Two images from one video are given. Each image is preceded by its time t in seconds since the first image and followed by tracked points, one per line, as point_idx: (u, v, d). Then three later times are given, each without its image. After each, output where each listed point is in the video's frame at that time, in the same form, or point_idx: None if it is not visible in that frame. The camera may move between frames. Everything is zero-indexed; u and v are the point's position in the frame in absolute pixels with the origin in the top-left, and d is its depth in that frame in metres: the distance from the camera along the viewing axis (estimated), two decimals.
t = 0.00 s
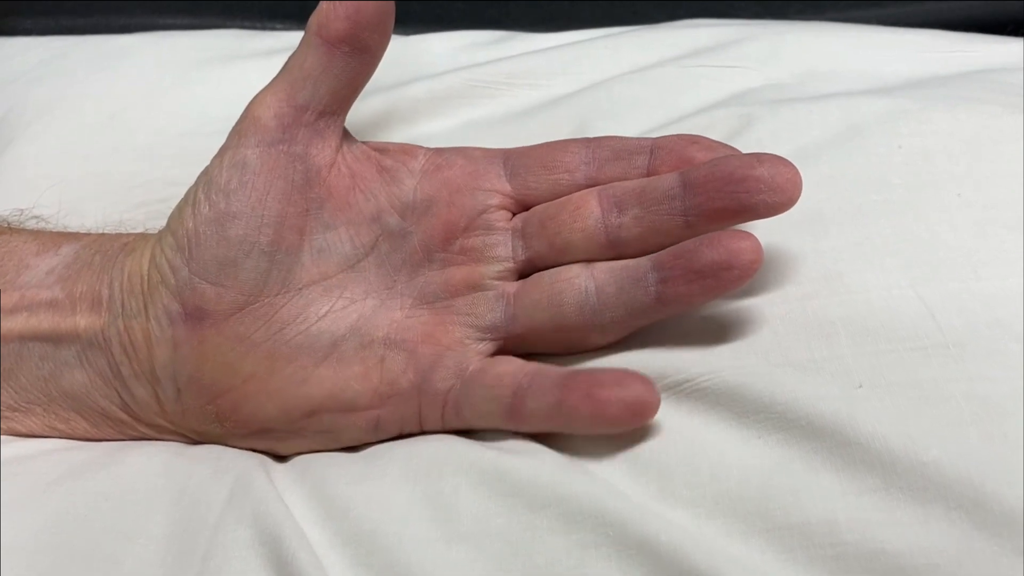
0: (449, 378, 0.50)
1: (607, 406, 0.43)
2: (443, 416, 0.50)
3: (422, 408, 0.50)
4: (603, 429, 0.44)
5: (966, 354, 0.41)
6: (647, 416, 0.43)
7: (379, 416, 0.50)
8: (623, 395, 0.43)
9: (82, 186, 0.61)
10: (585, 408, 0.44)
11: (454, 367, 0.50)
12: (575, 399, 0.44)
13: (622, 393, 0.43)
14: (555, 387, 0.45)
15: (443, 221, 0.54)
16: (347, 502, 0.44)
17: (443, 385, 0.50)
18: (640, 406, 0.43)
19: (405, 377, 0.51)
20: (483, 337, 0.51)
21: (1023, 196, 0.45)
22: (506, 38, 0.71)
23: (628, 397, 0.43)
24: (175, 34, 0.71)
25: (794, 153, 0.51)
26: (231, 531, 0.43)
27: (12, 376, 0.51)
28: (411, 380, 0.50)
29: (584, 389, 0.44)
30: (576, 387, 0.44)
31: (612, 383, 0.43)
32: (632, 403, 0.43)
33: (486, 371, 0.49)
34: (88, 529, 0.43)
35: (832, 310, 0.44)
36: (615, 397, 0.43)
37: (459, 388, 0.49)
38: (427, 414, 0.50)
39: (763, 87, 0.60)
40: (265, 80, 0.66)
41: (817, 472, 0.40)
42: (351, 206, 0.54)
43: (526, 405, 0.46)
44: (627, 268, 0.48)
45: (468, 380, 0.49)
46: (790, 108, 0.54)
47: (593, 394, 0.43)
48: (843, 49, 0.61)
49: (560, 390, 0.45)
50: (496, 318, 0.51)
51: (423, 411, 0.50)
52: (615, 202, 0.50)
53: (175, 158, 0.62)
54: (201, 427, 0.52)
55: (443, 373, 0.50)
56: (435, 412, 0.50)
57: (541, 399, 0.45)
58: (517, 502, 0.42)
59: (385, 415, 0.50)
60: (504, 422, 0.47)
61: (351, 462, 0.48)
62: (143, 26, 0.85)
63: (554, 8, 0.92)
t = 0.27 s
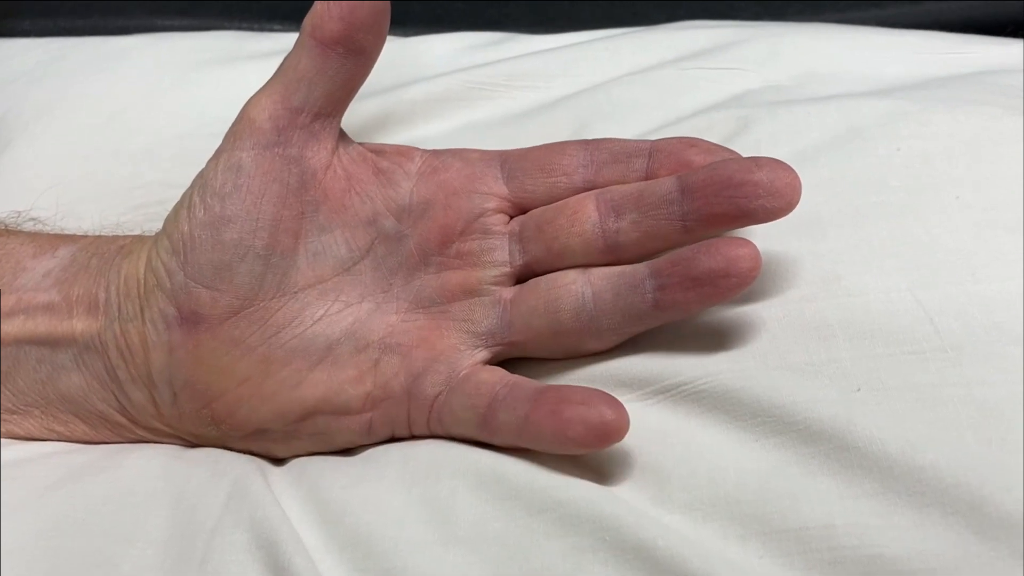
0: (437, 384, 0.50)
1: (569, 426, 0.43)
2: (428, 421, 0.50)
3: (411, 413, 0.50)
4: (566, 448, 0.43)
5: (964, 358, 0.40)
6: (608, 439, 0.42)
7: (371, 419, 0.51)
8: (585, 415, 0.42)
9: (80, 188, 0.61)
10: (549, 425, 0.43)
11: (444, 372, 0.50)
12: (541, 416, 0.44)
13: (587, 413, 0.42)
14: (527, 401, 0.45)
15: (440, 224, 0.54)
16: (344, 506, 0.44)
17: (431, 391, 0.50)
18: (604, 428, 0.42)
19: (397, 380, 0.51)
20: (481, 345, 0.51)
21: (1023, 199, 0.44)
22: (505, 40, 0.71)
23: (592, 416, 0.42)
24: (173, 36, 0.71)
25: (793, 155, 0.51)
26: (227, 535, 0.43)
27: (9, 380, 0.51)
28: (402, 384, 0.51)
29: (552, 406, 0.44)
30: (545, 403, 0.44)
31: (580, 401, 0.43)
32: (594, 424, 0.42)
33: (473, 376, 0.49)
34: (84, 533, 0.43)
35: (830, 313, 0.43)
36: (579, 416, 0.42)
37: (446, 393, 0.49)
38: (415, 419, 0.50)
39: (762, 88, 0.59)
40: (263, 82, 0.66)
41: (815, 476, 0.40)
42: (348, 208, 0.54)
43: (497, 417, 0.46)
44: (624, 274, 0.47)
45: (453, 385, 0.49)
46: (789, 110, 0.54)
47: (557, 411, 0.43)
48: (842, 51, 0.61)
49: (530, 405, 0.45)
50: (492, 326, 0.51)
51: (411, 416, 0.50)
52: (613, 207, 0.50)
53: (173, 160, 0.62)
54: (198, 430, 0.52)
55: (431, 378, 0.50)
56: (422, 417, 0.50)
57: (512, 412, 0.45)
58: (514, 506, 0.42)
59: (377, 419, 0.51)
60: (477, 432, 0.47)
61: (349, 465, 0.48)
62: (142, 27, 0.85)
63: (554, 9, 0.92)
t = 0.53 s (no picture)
0: (434, 380, 0.50)
1: (561, 422, 0.42)
2: (426, 417, 0.50)
3: (408, 410, 0.50)
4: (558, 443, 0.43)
5: (964, 355, 0.40)
6: (599, 435, 0.42)
7: (370, 416, 0.51)
8: (576, 410, 0.42)
9: (80, 186, 0.61)
10: (541, 420, 0.43)
11: (442, 369, 0.50)
12: (534, 410, 0.44)
13: (579, 408, 0.42)
14: (521, 397, 0.45)
15: (439, 221, 0.54)
16: (344, 504, 0.44)
17: (429, 387, 0.50)
18: (596, 423, 0.42)
19: (395, 377, 0.51)
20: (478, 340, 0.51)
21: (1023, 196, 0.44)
22: (506, 38, 0.71)
23: (583, 411, 0.42)
24: (173, 34, 0.71)
25: (793, 152, 0.51)
26: (227, 533, 0.43)
27: (9, 377, 0.51)
28: (400, 380, 0.51)
29: (544, 401, 0.43)
30: (538, 398, 0.44)
31: (571, 396, 0.43)
32: (586, 419, 0.42)
33: (469, 373, 0.49)
34: (84, 530, 0.43)
35: (829, 310, 0.43)
36: (570, 411, 0.42)
37: (442, 390, 0.49)
38: (412, 415, 0.50)
39: (762, 86, 0.59)
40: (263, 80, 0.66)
41: (815, 473, 0.40)
42: (347, 206, 0.54)
43: (491, 413, 0.46)
44: (621, 271, 0.47)
45: (450, 383, 0.49)
46: (789, 108, 0.54)
47: (550, 405, 0.43)
48: (841, 49, 0.61)
49: (523, 400, 0.45)
50: (490, 322, 0.51)
51: (410, 413, 0.50)
52: (611, 203, 0.50)
53: (172, 158, 0.62)
54: (197, 428, 0.52)
55: (429, 375, 0.50)
56: (420, 414, 0.50)
57: (506, 407, 0.45)
58: (514, 503, 0.42)
59: (376, 416, 0.51)
60: (472, 428, 0.47)
61: (349, 462, 0.48)
62: (142, 26, 0.85)
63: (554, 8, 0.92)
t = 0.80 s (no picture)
0: (451, 366, 0.50)
1: (629, 369, 0.44)
2: (452, 404, 0.50)
3: (427, 398, 0.50)
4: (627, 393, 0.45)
5: (961, 350, 0.41)
6: (664, 374, 0.45)
7: (380, 408, 0.51)
8: (642, 355, 0.45)
9: (80, 184, 0.61)
10: (604, 375, 0.45)
11: (456, 356, 0.50)
12: (595, 367, 0.45)
13: (639, 355, 0.45)
14: (571, 359, 0.47)
15: (439, 215, 0.54)
16: (344, 499, 0.44)
17: (448, 373, 0.50)
18: (659, 362, 0.45)
19: (406, 369, 0.51)
20: (478, 327, 0.52)
21: (1020, 193, 0.45)
22: (505, 36, 0.71)
23: (644, 356, 0.45)
24: (173, 33, 0.71)
25: (791, 150, 0.51)
26: (227, 528, 0.43)
27: (10, 374, 0.51)
28: (413, 371, 0.51)
29: (601, 358, 0.45)
30: (593, 356, 0.46)
31: (627, 347, 0.45)
32: (649, 362, 0.45)
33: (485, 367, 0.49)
34: (84, 525, 0.43)
35: (826, 306, 0.44)
36: (634, 359, 0.45)
37: (464, 376, 0.49)
38: (432, 404, 0.50)
39: (760, 84, 0.60)
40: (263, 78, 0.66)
41: (812, 467, 0.41)
42: (349, 202, 0.54)
43: (541, 381, 0.47)
44: (620, 267, 0.48)
45: (472, 369, 0.49)
46: (787, 106, 0.54)
47: (613, 360, 0.45)
48: (840, 47, 0.61)
49: (576, 361, 0.46)
50: (492, 311, 0.52)
51: (428, 401, 0.50)
52: (609, 202, 0.50)
53: (173, 156, 0.62)
54: (200, 424, 0.52)
55: (444, 363, 0.50)
56: (438, 401, 0.50)
57: (558, 372, 0.47)
58: (513, 498, 0.42)
59: (386, 408, 0.51)
60: (519, 401, 0.48)
61: (349, 458, 0.48)
62: (141, 24, 0.85)
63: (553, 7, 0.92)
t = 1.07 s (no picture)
0: (452, 361, 0.50)
1: (622, 373, 0.44)
2: (451, 400, 0.50)
3: (427, 395, 0.50)
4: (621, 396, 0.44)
5: (962, 344, 0.41)
6: (659, 377, 0.44)
7: (383, 404, 0.51)
8: (634, 360, 0.44)
9: (84, 181, 0.62)
10: (597, 377, 0.44)
11: (457, 351, 0.50)
12: (588, 369, 0.44)
13: (636, 358, 0.44)
14: (566, 359, 0.46)
15: (444, 211, 0.54)
16: (349, 492, 0.44)
17: (448, 369, 0.50)
18: (652, 368, 0.43)
19: (407, 365, 0.51)
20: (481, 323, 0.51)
21: (1020, 188, 0.45)
22: (508, 33, 0.72)
23: (638, 361, 0.43)
24: (177, 30, 0.71)
25: (793, 146, 0.52)
26: (233, 520, 0.43)
27: (17, 368, 0.51)
28: (414, 367, 0.51)
29: (595, 360, 0.44)
30: (585, 357, 0.45)
31: (623, 349, 0.44)
32: (643, 366, 0.43)
33: (484, 364, 0.49)
34: (90, 518, 0.43)
35: (828, 300, 0.44)
36: (629, 361, 0.44)
37: (463, 372, 0.49)
38: (432, 400, 0.50)
39: (763, 80, 0.60)
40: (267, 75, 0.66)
41: (815, 460, 0.41)
42: (353, 198, 0.54)
43: (536, 381, 0.46)
44: (624, 262, 0.48)
45: (472, 364, 0.49)
46: (789, 102, 0.54)
47: (606, 363, 0.44)
48: (842, 44, 0.61)
49: (571, 361, 0.45)
50: (496, 307, 0.52)
51: (428, 397, 0.50)
52: (615, 196, 0.50)
53: (177, 152, 0.62)
54: (206, 418, 0.52)
55: (444, 359, 0.50)
56: (439, 397, 0.50)
57: (552, 372, 0.46)
58: (517, 491, 0.42)
59: (388, 404, 0.51)
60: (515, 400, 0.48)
61: (353, 452, 0.48)
62: (144, 21, 0.85)
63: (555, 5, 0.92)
